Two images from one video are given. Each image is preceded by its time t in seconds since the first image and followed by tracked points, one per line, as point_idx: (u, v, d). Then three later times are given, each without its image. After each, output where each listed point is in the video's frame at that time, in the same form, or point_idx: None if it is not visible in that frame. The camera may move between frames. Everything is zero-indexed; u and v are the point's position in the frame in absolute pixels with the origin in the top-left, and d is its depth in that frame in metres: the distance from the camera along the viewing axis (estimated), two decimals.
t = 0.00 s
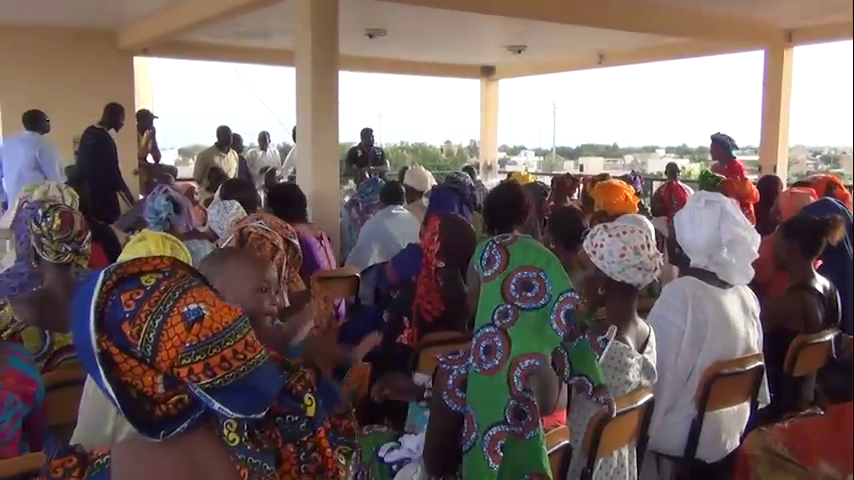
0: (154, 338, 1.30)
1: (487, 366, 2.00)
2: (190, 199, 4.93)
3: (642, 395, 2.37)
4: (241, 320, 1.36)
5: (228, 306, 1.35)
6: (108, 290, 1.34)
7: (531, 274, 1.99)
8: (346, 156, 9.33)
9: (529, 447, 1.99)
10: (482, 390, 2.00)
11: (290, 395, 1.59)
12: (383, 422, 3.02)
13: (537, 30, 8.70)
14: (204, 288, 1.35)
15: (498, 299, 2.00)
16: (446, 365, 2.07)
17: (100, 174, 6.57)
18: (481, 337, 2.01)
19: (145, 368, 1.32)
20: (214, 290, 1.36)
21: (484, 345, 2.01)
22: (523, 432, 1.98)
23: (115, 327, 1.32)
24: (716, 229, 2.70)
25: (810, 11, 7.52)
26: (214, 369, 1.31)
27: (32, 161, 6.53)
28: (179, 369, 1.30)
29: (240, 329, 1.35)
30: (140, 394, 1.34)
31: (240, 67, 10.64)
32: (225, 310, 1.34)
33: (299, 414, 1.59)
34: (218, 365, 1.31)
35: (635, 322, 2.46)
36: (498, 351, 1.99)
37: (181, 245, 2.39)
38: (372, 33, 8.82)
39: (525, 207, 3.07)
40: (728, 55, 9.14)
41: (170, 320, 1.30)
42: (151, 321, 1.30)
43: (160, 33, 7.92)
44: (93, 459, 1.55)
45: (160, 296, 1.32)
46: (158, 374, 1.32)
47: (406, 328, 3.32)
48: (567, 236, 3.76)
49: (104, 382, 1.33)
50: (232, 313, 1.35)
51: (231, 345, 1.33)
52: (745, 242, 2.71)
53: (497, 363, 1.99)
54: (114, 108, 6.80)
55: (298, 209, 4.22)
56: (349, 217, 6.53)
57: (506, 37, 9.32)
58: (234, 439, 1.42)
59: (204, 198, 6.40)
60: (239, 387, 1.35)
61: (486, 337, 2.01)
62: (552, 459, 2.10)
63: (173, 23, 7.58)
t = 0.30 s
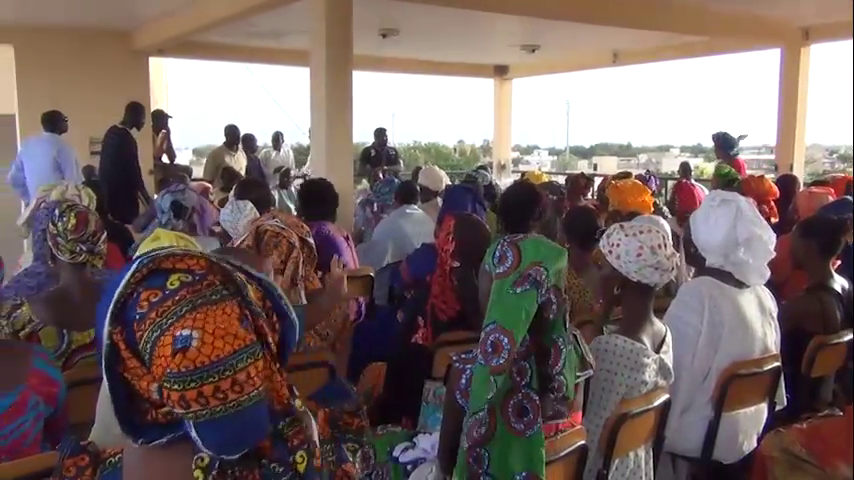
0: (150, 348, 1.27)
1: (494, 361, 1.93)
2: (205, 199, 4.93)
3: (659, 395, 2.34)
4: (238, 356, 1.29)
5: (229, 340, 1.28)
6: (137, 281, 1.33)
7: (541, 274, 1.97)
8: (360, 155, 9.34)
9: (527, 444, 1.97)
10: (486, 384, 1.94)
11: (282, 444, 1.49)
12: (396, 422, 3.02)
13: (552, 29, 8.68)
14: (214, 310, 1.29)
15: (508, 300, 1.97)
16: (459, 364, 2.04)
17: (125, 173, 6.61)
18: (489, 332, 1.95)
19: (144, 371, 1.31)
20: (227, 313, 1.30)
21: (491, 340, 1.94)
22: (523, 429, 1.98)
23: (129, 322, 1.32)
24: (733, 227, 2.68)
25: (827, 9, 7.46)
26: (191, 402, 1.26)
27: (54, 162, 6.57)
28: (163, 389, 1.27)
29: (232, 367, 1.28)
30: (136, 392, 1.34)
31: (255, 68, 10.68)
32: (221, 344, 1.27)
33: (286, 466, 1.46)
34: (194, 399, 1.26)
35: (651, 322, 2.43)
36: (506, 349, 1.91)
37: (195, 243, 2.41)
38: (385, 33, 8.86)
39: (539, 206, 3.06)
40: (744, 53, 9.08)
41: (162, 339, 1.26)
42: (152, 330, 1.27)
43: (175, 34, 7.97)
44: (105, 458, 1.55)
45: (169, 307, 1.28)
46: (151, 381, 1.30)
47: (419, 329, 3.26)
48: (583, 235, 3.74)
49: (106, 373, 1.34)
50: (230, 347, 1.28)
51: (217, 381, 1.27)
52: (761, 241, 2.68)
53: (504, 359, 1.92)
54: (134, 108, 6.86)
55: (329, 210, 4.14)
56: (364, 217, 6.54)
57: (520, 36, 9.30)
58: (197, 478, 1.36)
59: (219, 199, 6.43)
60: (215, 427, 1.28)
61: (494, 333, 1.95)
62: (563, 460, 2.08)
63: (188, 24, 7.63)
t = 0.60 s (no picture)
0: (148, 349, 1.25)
1: (513, 364, 1.97)
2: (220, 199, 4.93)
3: (676, 397, 2.33)
4: (217, 389, 1.23)
5: (209, 373, 1.22)
6: (167, 277, 1.29)
7: (554, 273, 1.97)
8: (374, 156, 9.34)
9: (547, 444, 1.96)
10: (505, 388, 1.97)
11: None
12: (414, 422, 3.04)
13: (566, 29, 8.65)
14: (212, 335, 1.23)
15: (523, 300, 1.96)
16: (473, 362, 2.06)
17: (145, 174, 6.67)
18: (505, 334, 1.97)
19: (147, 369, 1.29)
20: (225, 341, 1.24)
21: (509, 343, 1.97)
22: (542, 427, 1.96)
23: (148, 315, 1.29)
24: (750, 229, 2.66)
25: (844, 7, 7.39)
26: (160, 418, 1.23)
27: (73, 165, 6.64)
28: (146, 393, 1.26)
29: (207, 398, 1.23)
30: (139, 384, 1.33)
31: (269, 68, 10.71)
32: (201, 374, 1.21)
33: None
34: (161, 418, 1.23)
35: (668, 323, 2.42)
36: (527, 352, 1.96)
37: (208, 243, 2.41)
38: (400, 33, 8.86)
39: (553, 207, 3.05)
40: (760, 52, 9.01)
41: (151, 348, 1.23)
42: (152, 336, 1.24)
43: (190, 34, 8.00)
44: (117, 463, 1.55)
45: (174, 317, 1.24)
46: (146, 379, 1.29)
47: (435, 328, 3.30)
48: (597, 236, 3.73)
49: (120, 355, 1.34)
50: (213, 378, 1.22)
51: (185, 408, 1.22)
52: (780, 242, 2.65)
53: (526, 362, 1.96)
54: (148, 107, 6.95)
55: (351, 211, 4.14)
56: (378, 217, 6.54)
57: (534, 36, 9.28)
58: None
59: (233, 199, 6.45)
60: (177, 450, 1.25)
61: (511, 335, 1.97)
62: (580, 462, 2.07)
63: (203, 25, 7.66)
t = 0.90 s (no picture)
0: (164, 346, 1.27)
1: (506, 358, 1.96)
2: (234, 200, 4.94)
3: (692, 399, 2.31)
4: (228, 391, 1.23)
5: (221, 373, 1.22)
6: (189, 275, 1.30)
7: (541, 270, 1.94)
8: (388, 156, 9.34)
9: (550, 432, 1.94)
10: (501, 381, 1.96)
11: None
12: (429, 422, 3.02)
13: (581, 29, 8.62)
14: (226, 337, 1.23)
15: (510, 297, 1.95)
16: (469, 359, 2.04)
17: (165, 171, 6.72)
18: (496, 331, 1.97)
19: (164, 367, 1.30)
20: (239, 343, 1.24)
21: (501, 339, 1.96)
22: (543, 417, 1.95)
23: (167, 312, 1.30)
24: (768, 229, 2.64)
25: None
26: (171, 417, 1.24)
27: (92, 166, 6.68)
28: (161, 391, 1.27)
29: (217, 400, 1.23)
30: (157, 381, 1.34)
31: (283, 68, 10.75)
32: (213, 374, 1.22)
33: None
34: (173, 417, 1.23)
35: (686, 324, 2.40)
36: (518, 346, 1.95)
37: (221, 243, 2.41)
38: (413, 33, 8.84)
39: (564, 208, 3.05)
40: (777, 51, 8.94)
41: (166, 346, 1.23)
42: (170, 333, 1.25)
43: (205, 35, 8.03)
44: (134, 464, 1.54)
45: (191, 316, 1.24)
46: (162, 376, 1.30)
47: (450, 329, 3.20)
48: (614, 237, 3.71)
49: (141, 350, 1.36)
50: (225, 380, 1.22)
51: (195, 408, 1.22)
52: (797, 242, 2.64)
53: (519, 355, 1.95)
54: (167, 109, 6.99)
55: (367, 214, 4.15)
56: (392, 217, 6.54)
57: (548, 36, 9.25)
58: None
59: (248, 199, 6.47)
60: (186, 450, 1.24)
61: (502, 331, 1.96)
62: (597, 464, 1.99)
63: (217, 26, 7.69)
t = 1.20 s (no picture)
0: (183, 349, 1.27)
1: (491, 349, 1.94)
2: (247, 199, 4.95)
3: (707, 401, 2.29)
4: (246, 398, 1.23)
5: (242, 380, 1.22)
6: (209, 278, 1.30)
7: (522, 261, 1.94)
8: (400, 156, 9.36)
9: (540, 420, 1.94)
10: (487, 373, 1.94)
11: None
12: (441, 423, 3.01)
13: (593, 29, 8.60)
14: (246, 343, 1.23)
15: (494, 287, 1.95)
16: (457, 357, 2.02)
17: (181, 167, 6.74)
18: (481, 321, 1.95)
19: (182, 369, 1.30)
20: (259, 349, 1.24)
21: (486, 329, 1.94)
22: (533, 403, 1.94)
23: (186, 314, 1.30)
24: (784, 231, 2.62)
25: None
26: (189, 421, 1.24)
27: (111, 163, 6.70)
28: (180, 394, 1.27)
29: (235, 407, 1.23)
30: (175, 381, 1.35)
31: (295, 69, 10.79)
32: (233, 381, 1.22)
33: None
34: (191, 421, 1.24)
35: (701, 326, 2.39)
36: (503, 336, 1.94)
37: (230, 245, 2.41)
38: (425, 33, 8.83)
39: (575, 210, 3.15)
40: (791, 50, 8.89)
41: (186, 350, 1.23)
42: (189, 337, 1.25)
43: (218, 37, 8.07)
44: (150, 463, 1.54)
45: (211, 321, 1.24)
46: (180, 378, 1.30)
47: (462, 328, 3.16)
48: (629, 239, 3.69)
49: (158, 349, 1.36)
50: (245, 387, 1.23)
51: (214, 414, 1.22)
52: (814, 243, 2.60)
53: (506, 345, 1.93)
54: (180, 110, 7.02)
55: (382, 214, 4.15)
56: (405, 217, 6.56)
57: (560, 36, 9.24)
58: None
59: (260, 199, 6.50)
60: (204, 454, 1.24)
61: (487, 322, 1.95)
62: (611, 465, 1.97)
63: (230, 27, 7.72)
